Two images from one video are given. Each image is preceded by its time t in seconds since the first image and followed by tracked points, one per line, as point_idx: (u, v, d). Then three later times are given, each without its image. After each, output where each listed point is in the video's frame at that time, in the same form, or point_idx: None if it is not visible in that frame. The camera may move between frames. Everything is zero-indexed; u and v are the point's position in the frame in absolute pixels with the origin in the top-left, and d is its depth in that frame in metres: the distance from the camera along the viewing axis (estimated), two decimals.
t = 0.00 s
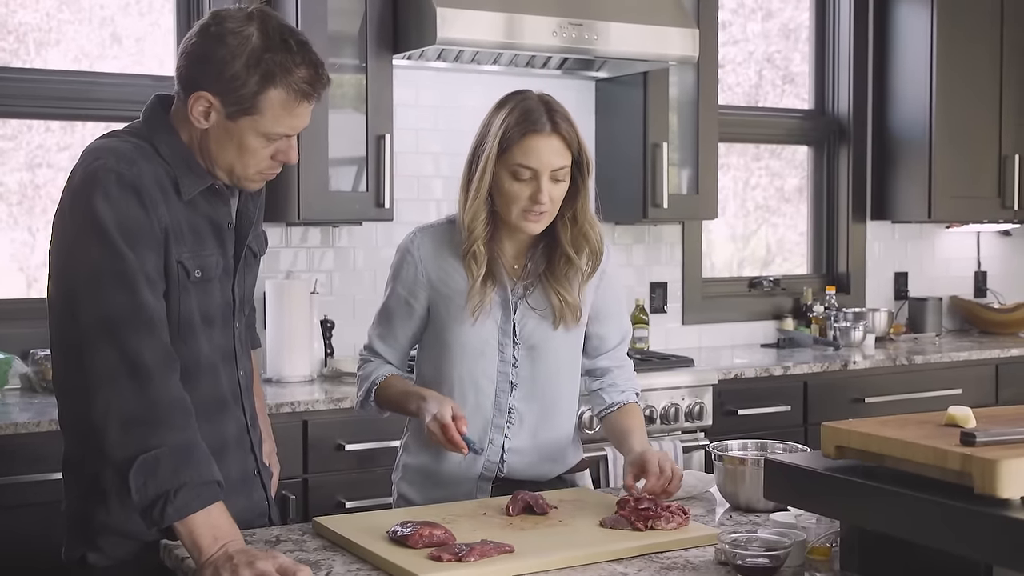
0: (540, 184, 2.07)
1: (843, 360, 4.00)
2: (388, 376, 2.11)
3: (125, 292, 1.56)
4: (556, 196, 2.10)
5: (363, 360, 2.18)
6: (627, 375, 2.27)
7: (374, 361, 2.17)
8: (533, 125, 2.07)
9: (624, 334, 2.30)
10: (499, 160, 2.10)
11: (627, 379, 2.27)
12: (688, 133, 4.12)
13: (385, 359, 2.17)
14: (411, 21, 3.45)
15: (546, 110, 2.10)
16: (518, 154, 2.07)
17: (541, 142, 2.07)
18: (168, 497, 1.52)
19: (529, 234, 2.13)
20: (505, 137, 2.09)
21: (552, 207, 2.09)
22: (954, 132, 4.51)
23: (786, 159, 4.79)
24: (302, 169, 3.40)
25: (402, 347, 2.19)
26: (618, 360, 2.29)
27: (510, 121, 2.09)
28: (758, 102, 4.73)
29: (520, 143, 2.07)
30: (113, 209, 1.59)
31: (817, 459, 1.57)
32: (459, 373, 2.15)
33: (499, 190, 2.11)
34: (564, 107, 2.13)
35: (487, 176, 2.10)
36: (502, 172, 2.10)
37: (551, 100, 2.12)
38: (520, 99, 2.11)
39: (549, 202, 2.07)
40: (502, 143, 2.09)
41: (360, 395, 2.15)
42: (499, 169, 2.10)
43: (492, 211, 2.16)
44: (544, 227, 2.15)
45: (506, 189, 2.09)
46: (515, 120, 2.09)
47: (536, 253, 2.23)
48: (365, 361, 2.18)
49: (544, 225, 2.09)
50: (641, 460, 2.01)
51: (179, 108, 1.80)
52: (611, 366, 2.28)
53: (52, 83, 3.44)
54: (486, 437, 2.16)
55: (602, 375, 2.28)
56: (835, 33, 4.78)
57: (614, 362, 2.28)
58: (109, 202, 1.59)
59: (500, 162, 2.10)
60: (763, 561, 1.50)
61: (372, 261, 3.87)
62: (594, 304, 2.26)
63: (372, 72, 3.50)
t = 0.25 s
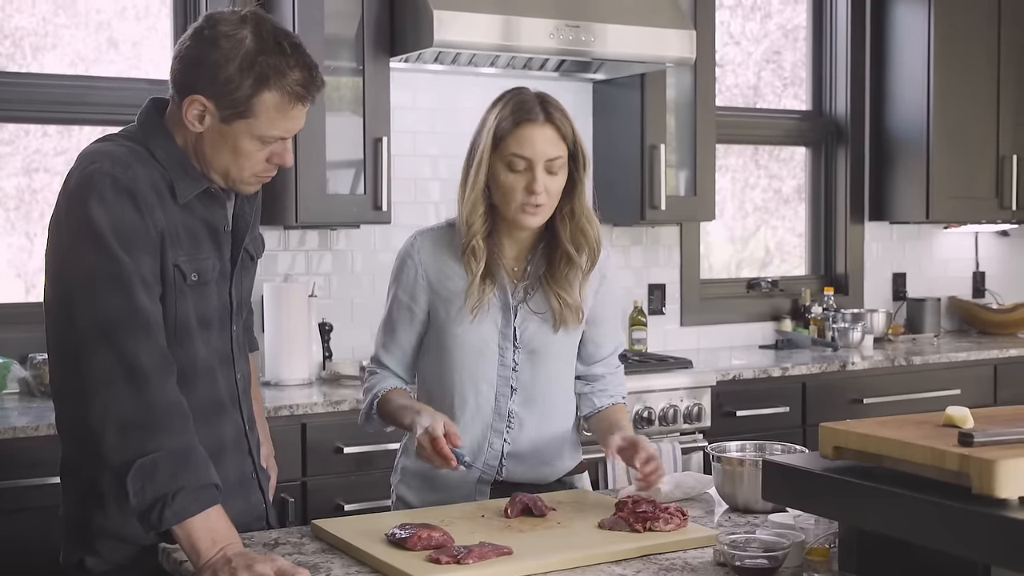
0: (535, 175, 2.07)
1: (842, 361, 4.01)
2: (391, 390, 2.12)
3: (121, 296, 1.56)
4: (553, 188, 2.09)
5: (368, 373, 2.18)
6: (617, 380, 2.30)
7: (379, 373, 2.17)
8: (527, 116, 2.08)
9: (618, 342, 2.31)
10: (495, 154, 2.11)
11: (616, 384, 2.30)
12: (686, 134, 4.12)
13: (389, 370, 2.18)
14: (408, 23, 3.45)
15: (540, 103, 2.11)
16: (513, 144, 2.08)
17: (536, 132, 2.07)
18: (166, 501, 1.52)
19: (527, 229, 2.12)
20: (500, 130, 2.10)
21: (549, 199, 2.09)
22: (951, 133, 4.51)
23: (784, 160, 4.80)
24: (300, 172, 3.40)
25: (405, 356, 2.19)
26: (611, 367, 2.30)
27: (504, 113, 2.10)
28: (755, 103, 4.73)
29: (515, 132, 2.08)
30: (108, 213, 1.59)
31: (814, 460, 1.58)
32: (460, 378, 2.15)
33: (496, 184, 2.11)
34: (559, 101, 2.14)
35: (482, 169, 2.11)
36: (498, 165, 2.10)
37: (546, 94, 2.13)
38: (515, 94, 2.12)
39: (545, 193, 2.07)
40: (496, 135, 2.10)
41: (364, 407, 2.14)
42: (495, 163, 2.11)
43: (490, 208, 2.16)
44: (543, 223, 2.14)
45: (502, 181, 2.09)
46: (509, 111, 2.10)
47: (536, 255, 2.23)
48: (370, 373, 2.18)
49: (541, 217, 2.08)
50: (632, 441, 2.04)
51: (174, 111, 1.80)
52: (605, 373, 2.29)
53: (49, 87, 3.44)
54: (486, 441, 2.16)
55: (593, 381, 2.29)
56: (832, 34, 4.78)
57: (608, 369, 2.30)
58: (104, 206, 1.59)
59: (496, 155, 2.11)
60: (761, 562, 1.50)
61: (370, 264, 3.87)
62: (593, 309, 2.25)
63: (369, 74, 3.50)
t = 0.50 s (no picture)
0: (534, 161, 2.11)
1: (841, 362, 4.00)
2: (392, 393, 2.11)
3: (119, 297, 1.56)
4: (552, 176, 2.12)
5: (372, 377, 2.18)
6: (605, 380, 2.27)
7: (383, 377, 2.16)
8: (528, 106, 2.14)
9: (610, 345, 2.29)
10: (496, 145, 2.16)
11: (604, 383, 2.27)
12: (685, 136, 4.12)
13: (393, 372, 2.17)
14: (407, 25, 3.45)
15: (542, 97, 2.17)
16: (513, 131, 2.13)
17: (536, 119, 2.13)
18: (165, 502, 1.52)
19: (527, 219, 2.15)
20: (502, 121, 2.16)
21: (548, 186, 2.12)
22: (950, 134, 4.51)
23: (783, 161, 4.80)
24: (299, 174, 3.40)
25: (407, 357, 2.18)
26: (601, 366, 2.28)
27: (506, 104, 2.16)
28: (754, 104, 4.73)
29: (516, 120, 2.14)
30: (106, 215, 1.59)
31: (814, 461, 1.57)
32: (463, 379, 2.14)
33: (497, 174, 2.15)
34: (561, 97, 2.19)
35: (483, 156, 2.18)
36: (498, 153, 2.15)
37: (548, 89, 2.19)
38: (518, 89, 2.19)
39: (543, 178, 2.10)
40: (498, 126, 2.16)
41: (368, 411, 2.14)
42: (497, 153, 2.16)
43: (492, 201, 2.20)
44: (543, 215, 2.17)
45: (502, 169, 2.13)
46: (510, 101, 2.16)
47: (540, 255, 2.23)
48: (375, 377, 2.17)
49: (539, 204, 2.11)
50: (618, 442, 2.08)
51: (171, 113, 1.80)
52: (595, 372, 2.26)
53: (48, 89, 3.44)
54: (488, 442, 2.15)
55: (580, 379, 2.26)
56: (831, 35, 4.78)
57: (598, 368, 2.27)
58: (102, 207, 1.59)
59: (497, 146, 2.16)
60: (761, 563, 1.50)
61: (369, 265, 3.87)
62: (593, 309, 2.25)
63: (369, 76, 3.50)
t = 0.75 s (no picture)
0: (536, 161, 2.11)
1: (843, 363, 4.00)
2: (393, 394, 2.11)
3: (119, 297, 1.56)
4: (555, 176, 2.12)
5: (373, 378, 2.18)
6: (609, 382, 2.27)
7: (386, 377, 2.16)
8: (530, 106, 2.14)
9: (613, 346, 2.29)
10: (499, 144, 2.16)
11: (608, 385, 2.27)
12: (687, 136, 4.12)
13: (395, 372, 2.17)
14: (410, 25, 3.45)
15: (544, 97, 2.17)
16: (515, 132, 2.13)
17: (538, 120, 2.13)
18: (165, 502, 1.52)
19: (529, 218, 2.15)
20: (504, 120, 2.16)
21: (551, 186, 2.12)
22: (952, 135, 4.51)
23: (785, 162, 4.80)
24: (301, 174, 3.40)
25: (409, 357, 2.18)
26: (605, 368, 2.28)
27: (508, 105, 2.16)
28: (756, 105, 4.73)
29: (518, 121, 2.14)
30: (106, 214, 1.59)
31: (815, 461, 1.57)
32: (463, 379, 2.14)
33: (499, 173, 2.15)
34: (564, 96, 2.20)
35: (485, 156, 2.19)
36: (500, 154, 2.15)
37: (551, 89, 2.19)
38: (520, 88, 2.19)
39: (546, 179, 2.11)
40: (500, 126, 2.16)
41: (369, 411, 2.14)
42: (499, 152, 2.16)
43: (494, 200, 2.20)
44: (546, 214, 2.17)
45: (504, 168, 2.13)
46: (513, 101, 2.16)
47: (543, 253, 2.24)
48: (375, 377, 2.18)
49: (542, 204, 2.12)
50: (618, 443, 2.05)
51: (170, 112, 1.80)
52: (598, 373, 2.26)
53: (50, 88, 3.44)
54: (487, 440, 2.16)
55: (584, 381, 2.26)
56: (833, 36, 4.78)
57: (601, 369, 2.27)
58: (102, 206, 1.59)
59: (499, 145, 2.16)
60: (761, 564, 1.50)
61: (371, 265, 3.87)
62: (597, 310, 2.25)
63: (371, 76, 3.50)
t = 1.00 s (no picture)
0: (530, 157, 2.12)
1: (845, 362, 4.00)
2: (396, 397, 2.12)
3: (120, 295, 1.56)
4: (550, 173, 2.12)
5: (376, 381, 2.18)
6: (614, 381, 2.27)
7: (389, 379, 2.17)
8: (527, 103, 2.15)
9: (617, 345, 2.29)
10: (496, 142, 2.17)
11: (613, 385, 2.27)
12: (690, 136, 4.12)
13: (398, 373, 2.18)
14: (412, 24, 3.45)
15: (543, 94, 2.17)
16: (511, 127, 2.14)
17: (534, 116, 2.14)
18: (167, 501, 1.52)
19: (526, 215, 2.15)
20: (501, 118, 2.17)
21: (546, 183, 2.12)
22: (955, 135, 4.51)
23: (787, 161, 4.80)
24: (303, 172, 3.40)
25: (411, 357, 2.18)
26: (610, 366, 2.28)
27: (506, 102, 2.17)
28: (758, 105, 4.73)
29: (515, 117, 2.15)
30: (108, 212, 1.59)
31: (818, 460, 1.57)
32: (464, 379, 2.14)
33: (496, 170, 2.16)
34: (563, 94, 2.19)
35: (483, 151, 2.20)
36: (497, 150, 2.16)
37: (550, 87, 2.19)
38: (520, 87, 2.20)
39: (540, 175, 2.10)
40: (498, 123, 2.17)
41: (371, 415, 2.14)
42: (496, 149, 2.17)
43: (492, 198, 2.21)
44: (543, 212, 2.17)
45: (500, 165, 2.14)
46: (510, 98, 2.17)
47: (542, 252, 2.23)
48: (381, 379, 2.18)
49: (536, 200, 2.11)
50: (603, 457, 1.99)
51: (170, 109, 1.80)
52: (603, 373, 2.27)
53: (53, 86, 3.45)
54: (489, 440, 2.15)
55: (588, 380, 2.26)
56: (836, 36, 4.78)
57: (606, 368, 2.27)
58: (104, 205, 1.59)
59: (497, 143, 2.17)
60: (764, 563, 1.50)
61: (373, 263, 3.87)
62: (597, 311, 2.24)
63: (374, 75, 3.50)
